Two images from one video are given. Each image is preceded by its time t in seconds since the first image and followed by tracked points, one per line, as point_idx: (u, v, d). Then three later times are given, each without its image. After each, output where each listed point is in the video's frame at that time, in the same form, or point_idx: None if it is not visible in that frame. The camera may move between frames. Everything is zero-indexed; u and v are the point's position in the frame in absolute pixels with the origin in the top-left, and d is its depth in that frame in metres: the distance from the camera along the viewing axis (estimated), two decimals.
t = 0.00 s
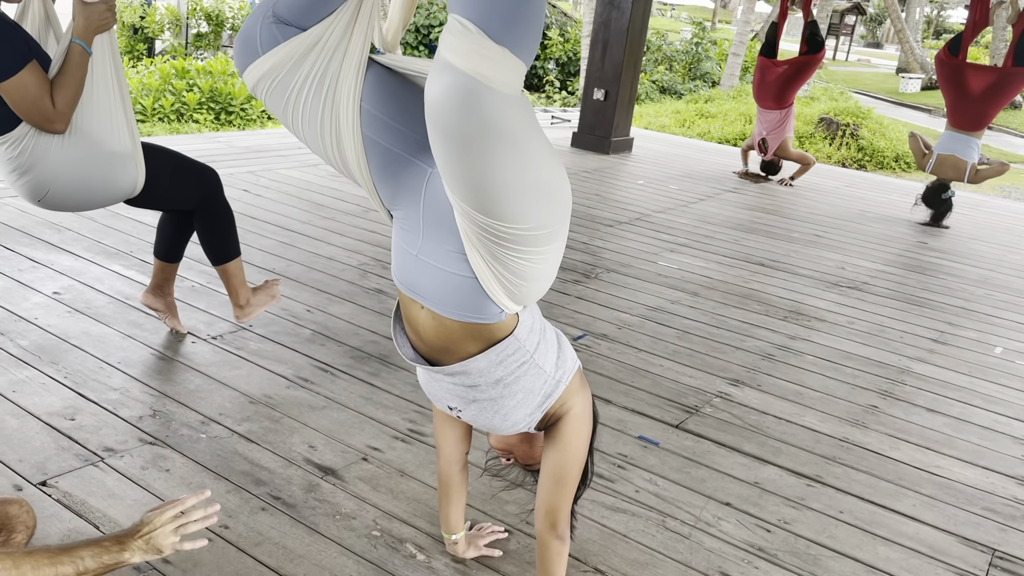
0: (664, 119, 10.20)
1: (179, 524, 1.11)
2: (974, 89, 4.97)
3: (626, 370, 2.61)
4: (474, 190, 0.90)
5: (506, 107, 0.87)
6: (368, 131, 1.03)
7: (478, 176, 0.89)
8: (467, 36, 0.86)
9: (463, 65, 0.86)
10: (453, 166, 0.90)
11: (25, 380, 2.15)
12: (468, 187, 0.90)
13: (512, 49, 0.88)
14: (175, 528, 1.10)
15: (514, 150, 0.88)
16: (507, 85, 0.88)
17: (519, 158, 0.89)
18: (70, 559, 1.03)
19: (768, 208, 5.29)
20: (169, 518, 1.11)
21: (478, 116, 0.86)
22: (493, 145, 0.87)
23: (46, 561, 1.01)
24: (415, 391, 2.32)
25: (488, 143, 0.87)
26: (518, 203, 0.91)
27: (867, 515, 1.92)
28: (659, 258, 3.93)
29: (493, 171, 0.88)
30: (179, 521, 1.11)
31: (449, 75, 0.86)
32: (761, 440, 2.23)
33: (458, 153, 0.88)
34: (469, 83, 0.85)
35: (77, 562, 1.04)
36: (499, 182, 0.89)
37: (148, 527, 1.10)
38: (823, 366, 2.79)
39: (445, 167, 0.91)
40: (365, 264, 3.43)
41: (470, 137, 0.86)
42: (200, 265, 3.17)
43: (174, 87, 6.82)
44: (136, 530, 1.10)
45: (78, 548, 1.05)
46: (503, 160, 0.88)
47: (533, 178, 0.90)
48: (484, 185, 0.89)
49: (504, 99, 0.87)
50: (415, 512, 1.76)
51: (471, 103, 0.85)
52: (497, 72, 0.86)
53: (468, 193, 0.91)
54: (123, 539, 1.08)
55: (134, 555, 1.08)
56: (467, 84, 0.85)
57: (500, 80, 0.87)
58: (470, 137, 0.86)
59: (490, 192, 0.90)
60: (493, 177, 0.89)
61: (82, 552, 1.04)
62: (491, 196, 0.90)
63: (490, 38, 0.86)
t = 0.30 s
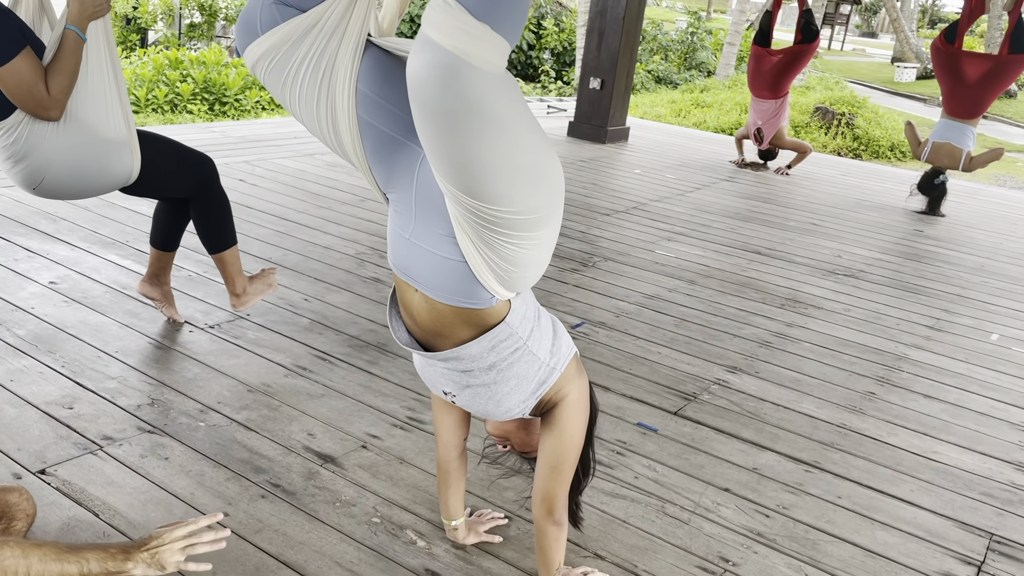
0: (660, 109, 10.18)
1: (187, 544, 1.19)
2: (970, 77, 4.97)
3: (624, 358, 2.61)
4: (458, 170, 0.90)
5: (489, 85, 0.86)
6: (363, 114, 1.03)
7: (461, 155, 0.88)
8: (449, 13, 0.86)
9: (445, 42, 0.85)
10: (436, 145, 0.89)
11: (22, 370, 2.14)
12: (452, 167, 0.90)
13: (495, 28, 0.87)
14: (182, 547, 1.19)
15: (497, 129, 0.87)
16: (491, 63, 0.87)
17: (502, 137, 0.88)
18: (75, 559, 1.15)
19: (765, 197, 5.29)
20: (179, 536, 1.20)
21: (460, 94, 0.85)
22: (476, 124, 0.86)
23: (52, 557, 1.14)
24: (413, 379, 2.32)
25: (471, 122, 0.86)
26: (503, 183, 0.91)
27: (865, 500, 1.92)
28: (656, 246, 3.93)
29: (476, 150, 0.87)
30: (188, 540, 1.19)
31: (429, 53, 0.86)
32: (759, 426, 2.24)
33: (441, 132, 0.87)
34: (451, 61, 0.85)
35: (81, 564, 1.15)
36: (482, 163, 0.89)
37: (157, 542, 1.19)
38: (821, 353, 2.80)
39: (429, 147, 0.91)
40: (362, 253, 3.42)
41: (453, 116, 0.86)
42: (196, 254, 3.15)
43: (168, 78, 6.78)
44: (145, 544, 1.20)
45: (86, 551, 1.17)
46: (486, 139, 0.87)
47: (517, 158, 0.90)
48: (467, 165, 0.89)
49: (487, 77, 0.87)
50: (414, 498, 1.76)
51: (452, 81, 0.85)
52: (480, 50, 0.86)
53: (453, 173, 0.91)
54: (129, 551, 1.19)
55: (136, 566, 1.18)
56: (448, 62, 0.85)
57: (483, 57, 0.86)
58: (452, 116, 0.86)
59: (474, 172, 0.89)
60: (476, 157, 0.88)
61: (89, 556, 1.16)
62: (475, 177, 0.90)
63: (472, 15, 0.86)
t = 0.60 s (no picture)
0: (657, 99, 10.16)
1: (179, 547, 1.35)
2: (966, 65, 4.98)
3: (620, 344, 2.62)
4: (442, 144, 0.90)
5: (473, 57, 0.87)
6: (355, 92, 1.03)
7: (446, 128, 0.89)
8: None
9: (428, 14, 0.86)
10: (422, 119, 0.90)
11: (19, 354, 2.14)
12: (438, 140, 0.90)
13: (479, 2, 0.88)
14: (174, 550, 1.34)
15: (482, 101, 0.88)
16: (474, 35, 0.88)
17: (487, 109, 0.88)
18: (68, 552, 1.26)
19: (761, 185, 5.30)
20: (172, 540, 1.36)
21: (444, 64, 0.86)
22: (460, 96, 0.87)
23: (46, 546, 1.24)
24: (410, 364, 2.33)
25: (455, 94, 0.86)
26: (489, 156, 0.91)
27: (859, 483, 1.94)
28: (652, 234, 3.93)
29: (461, 123, 0.88)
30: (181, 544, 1.35)
31: (413, 25, 0.86)
32: (755, 410, 2.25)
33: (426, 105, 0.88)
34: (432, 33, 0.85)
35: (73, 556, 1.27)
36: (468, 135, 0.89)
37: (150, 542, 1.34)
38: (816, 339, 2.81)
39: (415, 121, 0.91)
40: (358, 240, 3.42)
41: (437, 88, 0.86)
42: (192, 240, 3.15)
43: (162, 67, 6.75)
44: (139, 544, 1.35)
45: (79, 545, 1.29)
46: (471, 110, 0.88)
47: (503, 131, 0.90)
48: (453, 138, 0.89)
49: (472, 49, 0.87)
50: (411, 480, 1.77)
51: (436, 52, 0.85)
52: (463, 22, 0.87)
53: (439, 147, 0.91)
54: (122, 549, 1.32)
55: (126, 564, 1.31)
56: (430, 34, 0.85)
57: (465, 30, 0.87)
58: (437, 88, 0.86)
59: (459, 145, 0.90)
60: (462, 129, 0.88)
61: (82, 549, 1.29)
62: (462, 149, 0.90)
63: None
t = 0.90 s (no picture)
0: (655, 91, 10.14)
1: (176, 536, 1.35)
2: (963, 56, 4.98)
3: (618, 332, 2.63)
4: (438, 124, 0.91)
5: (467, 36, 0.87)
6: (353, 73, 1.02)
7: (440, 108, 0.89)
8: None
9: None
10: (416, 100, 0.90)
11: (18, 341, 2.14)
12: (432, 121, 0.91)
13: None
14: (171, 538, 1.34)
15: (476, 81, 0.88)
16: (467, 13, 0.87)
17: (480, 88, 0.89)
18: (65, 538, 1.26)
19: (758, 176, 5.30)
20: (169, 528, 1.36)
21: (437, 44, 0.85)
22: (454, 75, 0.87)
23: (43, 531, 1.23)
24: (408, 351, 2.33)
25: (449, 73, 0.87)
26: (483, 135, 0.92)
27: (855, 469, 1.95)
28: (650, 225, 3.93)
29: (455, 103, 0.88)
30: (179, 533, 1.35)
31: (404, 5, 0.86)
32: (752, 398, 2.26)
33: (420, 85, 0.88)
34: (426, 12, 0.85)
35: (71, 543, 1.27)
36: (462, 115, 0.90)
37: (147, 530, 1.34)
38: (813, 328, 2.82)
39: (408, 102, 0.91)
40: (357, 230, 3.42)
41: (431, 69, 0.86)
42: (190, 229, 3.15)
43: (160, 59, 6.73)
44: (136, 532, 1.34)
45: (76, 531, 1.28)
46: (464, 89, 0.88)
47: (496, 109, 0.91)
48: (447, 117, 0.90)
49: (465, 28, 0.87)
50: (410, 466, 1.78)
51: (429, 33, 0.85)
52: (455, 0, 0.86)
53: (434, 127, 0.91)
54: (118, 536, 1.32)
55: (124, 552, 1.31)
56: (423, 13, 0.85)
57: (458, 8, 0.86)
58: (431, 69, 0.86)
59: (454, 125, 0.90)
60: (456, 109, 0.89)
61: (80, 535, 1.28)
62: (456, 129, 0.91)
63: None
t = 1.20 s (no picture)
0: (652, 86, 10.14)
1: (177, 534, 1.36)
2: (960, 51, 4.98)
3: (616, 326, 2.64)
4: (441, 119, 0.91)
5: (469, 32, 0.87)
6: (355, 70, 1.03)
7: (443, 104, 0.90)
8: None
9: None
10: (419, 96, 0.90)
11: (18, 336, 2.15)
12: (435, 116, 0.91)
13: None
14: (172, 536, 1.35)
15: (478, 76, 0.88)
16: (470, 11, 0.88)
17: (483, 83, 0.89)
18: (67, 534, 1.25)
19: (756, 171, 5.30)
20: (170, 526, 1.37)
21: (440, 40, 0.86)
22: (457, 71, 0.87)
23: (45, 527, 1.22)
24: (408, 346, 2.34)
25: (451, 69, 0.87)
26: (485, 130, 0.92)
27: (853, 462, 1.96)
28: (648, 219, 3.94)
29: (458, 98, 0.89)
30: (179, 531, 1.36)
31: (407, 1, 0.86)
32: (750, 391, 2.27)
33: (423, 81, 0.88)
34: (429, 9, 0.85)
35: (72, 539, 1.26)
36: (464, 110, 0.90)
37: (148, 527, 1.35)
38: (811, 322, 2.83)
39: (411, 96, 0.92)
40: (356, 225, 3.43)
41: (433, 65, 0.87)
42: (190, 225, 3.15)
43: (157, 55, 6.71)
44: (137, 528, 1.35)
45: (77, 526, 1.27)
46: (466, 85, 0.88)
47: (498, 105, 0.92)
48: (450, 112, 0.90)
49: (467, 25, 0.87)
50: (410, 460, 1.79)
51: (432, 29, 0.86)
52: None
53: (436, 121, 0.92)
54: (119, 533, 1.32)
55: (125, 547, 1.32)
56: (427, 10, 0.85)
57: (461, 5, 0.87)
58: (434, 65, 0.87)
59: (457, 120, 0.91)
60: (458, 105, 0.89)
61: (82, 531, 1.28)
62: (458, 124, 0.91)
63: None
